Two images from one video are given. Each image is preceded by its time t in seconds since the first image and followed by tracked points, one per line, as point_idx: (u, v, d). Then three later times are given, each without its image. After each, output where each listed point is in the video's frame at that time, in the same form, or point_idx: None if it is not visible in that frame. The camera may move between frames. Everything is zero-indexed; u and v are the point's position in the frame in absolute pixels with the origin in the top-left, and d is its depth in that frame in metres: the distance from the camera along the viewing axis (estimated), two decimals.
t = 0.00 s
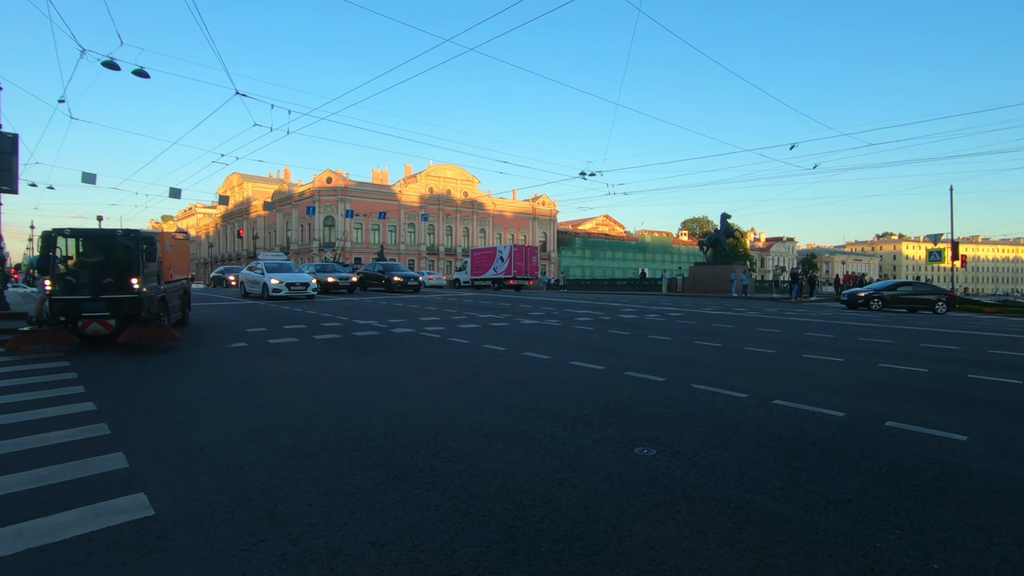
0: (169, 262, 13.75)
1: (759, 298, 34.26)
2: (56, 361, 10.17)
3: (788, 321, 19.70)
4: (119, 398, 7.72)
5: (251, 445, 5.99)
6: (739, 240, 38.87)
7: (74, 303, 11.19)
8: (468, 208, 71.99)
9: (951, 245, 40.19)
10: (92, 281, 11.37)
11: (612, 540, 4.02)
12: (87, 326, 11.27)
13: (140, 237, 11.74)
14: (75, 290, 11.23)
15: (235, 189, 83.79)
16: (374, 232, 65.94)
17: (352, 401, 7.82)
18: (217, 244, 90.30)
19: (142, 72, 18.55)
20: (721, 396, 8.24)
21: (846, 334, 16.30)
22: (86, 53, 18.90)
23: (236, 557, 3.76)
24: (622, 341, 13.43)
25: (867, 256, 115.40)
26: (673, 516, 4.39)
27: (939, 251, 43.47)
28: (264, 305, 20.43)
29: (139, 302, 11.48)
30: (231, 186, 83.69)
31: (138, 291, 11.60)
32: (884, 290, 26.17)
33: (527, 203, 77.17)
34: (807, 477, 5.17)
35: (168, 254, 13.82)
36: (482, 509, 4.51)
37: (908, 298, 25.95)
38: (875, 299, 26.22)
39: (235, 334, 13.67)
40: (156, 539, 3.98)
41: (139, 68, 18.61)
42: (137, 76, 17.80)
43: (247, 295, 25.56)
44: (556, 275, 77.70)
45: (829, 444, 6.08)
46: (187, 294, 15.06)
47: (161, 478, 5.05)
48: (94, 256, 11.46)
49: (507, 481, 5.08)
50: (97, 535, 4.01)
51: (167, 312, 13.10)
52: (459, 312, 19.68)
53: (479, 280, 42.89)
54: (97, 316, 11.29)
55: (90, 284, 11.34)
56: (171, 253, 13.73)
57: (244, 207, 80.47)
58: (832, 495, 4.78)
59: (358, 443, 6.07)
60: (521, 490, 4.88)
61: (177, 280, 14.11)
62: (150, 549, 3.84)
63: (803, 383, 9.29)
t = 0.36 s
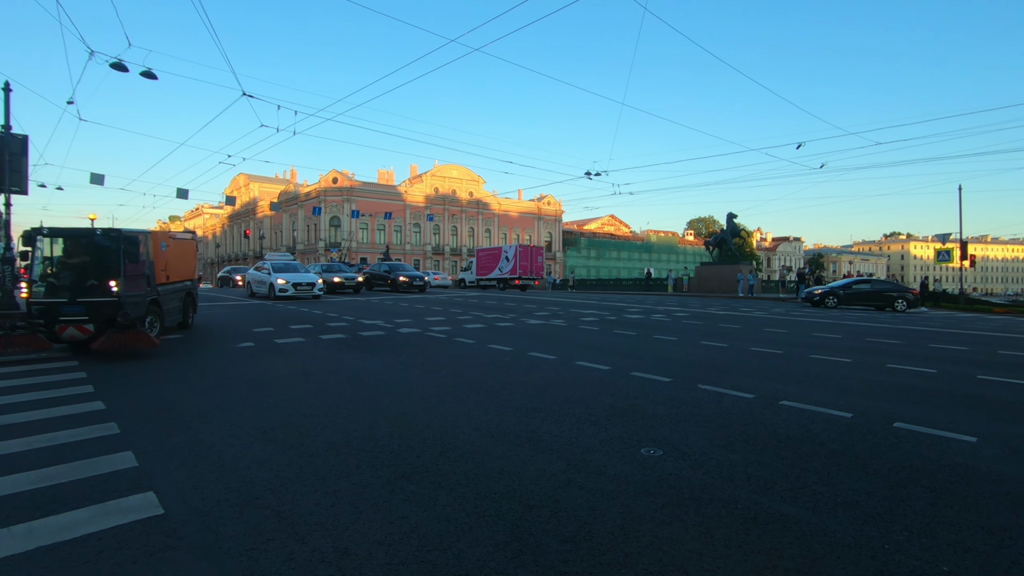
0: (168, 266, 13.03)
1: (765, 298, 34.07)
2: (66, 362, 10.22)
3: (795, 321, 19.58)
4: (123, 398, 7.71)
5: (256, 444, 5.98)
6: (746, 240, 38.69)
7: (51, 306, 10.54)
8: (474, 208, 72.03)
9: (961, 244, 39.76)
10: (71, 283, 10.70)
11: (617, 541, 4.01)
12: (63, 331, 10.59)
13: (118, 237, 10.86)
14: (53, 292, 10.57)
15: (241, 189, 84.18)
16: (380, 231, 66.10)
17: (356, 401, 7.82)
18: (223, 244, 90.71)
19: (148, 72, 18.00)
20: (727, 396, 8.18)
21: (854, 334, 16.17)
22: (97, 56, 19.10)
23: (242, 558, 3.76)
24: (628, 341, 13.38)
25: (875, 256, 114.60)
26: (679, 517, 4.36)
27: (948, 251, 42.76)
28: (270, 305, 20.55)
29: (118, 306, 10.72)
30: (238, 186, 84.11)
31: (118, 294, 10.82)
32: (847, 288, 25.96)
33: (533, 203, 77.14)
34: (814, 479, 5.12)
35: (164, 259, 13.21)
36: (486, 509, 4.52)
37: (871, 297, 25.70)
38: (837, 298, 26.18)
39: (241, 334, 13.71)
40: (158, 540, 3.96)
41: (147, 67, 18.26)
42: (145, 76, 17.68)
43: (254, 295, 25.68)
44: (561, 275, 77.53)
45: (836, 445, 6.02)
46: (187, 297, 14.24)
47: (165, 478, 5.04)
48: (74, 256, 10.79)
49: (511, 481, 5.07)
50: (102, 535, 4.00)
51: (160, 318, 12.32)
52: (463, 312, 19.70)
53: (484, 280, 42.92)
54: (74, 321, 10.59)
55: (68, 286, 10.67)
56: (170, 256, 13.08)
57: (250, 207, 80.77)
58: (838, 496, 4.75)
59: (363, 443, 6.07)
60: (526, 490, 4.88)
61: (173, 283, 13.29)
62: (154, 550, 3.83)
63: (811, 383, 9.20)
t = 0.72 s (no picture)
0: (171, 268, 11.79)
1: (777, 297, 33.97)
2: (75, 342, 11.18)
3: (795, 314, 19.81)
4: (122, 370, 8.45)
5: (230, 399, 6.58)
6: (758, 239, 38.79)
7: (25, 309, 9.06)
8: (486, 209, 72.78)
9: (982, 243, 39.10)
10: (49, 283, 9.17)
11: (523, 463, 4.42)
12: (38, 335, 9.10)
13: (95, 235, 9.30)
14: (30, 293, 9.11)
15: (259, 193, 86.21)
16: (393, 232, 67.16)
17: (334, 370, 8.37)
18: (242, 245, 92.86)
19: (165, 74, 19.13)
20: (689, 367, 8.61)
21: (848, 326, 16.37)
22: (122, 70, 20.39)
23: (183, 470, 4.28)
24: (618, 328, 13.85)
25: (893, 256, 112.94)
26: (588, 447, 4.76)
27: (969, 251, 42.10)
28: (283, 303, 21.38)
29: (87, 313, 9.02)
30: (255, 188, 86.09)
31: (90, 300, 9.11)
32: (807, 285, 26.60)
33: (545, 203, 77.67)
34: (733, 423, 5.50)
35: (154, 257, 11.06)
36: (415, 442, 4.93)
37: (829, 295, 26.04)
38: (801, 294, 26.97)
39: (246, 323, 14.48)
40: (115, 458, 4.53)
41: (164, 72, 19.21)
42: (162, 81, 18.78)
43: (271, 294, 26.67)
44: (573, 275, 77.76)
45: (770, 401, 6.40)
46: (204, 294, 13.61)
47: (139, 422, 5.64)
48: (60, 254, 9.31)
49: (450, 424, 5.49)
50: (71, 455, 4.61)
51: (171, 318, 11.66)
52: (469, 307, 20.09)
53: (497, 280, 43.67)
54: (47, 325, 9.04)
55: (45, 288, 9.16)
56: (155, 257, 11.09)
57: (267, 209, 82.66)
58: (746, 434, 5.12)
59: (327, 398, 6.59)
60: (459, 429, 5.31)
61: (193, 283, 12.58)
62: (110, 464, 4.40)
63: (778, 359, 9.57)
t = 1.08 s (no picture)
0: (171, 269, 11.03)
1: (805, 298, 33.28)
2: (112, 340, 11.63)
3: (822, 315, 19.41)
4: (154, 367, 8.69)
5: (258, 397, 6.71)
6: (784, 239, 38.06)
7: None
8: (508, 209, 72.83)
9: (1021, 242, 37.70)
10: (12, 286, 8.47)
11: (547, 462, 4.42)
12: None
13: (64, 235, 8.58)
14: None
15: (285, 194, 87.72)
16: (416, 232, 67.64)
17: (358, 369, 8.47)
18: (268, 246, 94.56)
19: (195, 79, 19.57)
20: (715, 368, 8.48)
21: (879, 326, 15.97)
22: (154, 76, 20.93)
23: (214, 466, 4.38)
24: (641, 329, 13.73)
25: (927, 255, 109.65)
26: (613, 448, 4.73)
27: (1007, 250, 40.65)
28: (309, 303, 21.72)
29: (47, 320, 8.39)
30: (281, 189, 87.60)
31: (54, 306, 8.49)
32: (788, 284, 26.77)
33: (567, 203, 77.44)
34: (760, 425, 5.41)
35: (145, 258, 10.35)
36: (439, 440, 4.97)
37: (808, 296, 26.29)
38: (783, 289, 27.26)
39: (273, 322, 14.77)
40: (149, 454, 4.64)
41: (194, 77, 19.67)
42: (192, 85, 19.22)
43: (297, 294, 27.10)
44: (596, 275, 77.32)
45: (798, 403, 6.28)
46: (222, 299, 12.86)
47: (170, 418, 5.78)
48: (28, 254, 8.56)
49: (474, 423, 5.51)
50: (107, 449, 4.76)
51: (172, 324, 10.92)
52: (491, 307, 20.13)
53: (519, 280, 43.67)
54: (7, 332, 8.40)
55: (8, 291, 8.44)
56: (147, 258, 10.39)
57: (293, 210, 84.04)
58: (774, 436, 5.04)
59: (353, 397, 6.68)
60: (483, 428, 5.33)
61: (201, 287, 11.84)
62: (143, 459, 4.52)
63: (806, 360, 9.38)
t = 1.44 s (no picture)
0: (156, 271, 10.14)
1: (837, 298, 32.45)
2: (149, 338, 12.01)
3: (854, 316, 18.92)
4: (186, 364, 8.92)
5: (288, 394, 6.84)
6: (814, 238, 37.20)
7: None
8: (532, 209, 72.77)
9: None
10: None
11: (573, 463, 4.40)
12: None
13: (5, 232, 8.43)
14: None
15: (313, 195, 89.26)
16: (440, 232, 68.05)
17: (384, 368, 8.55)
18: (296, 246, 96.27)
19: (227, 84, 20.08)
20: (743, 370, 8.32)
21: (915, 328, 15.47)
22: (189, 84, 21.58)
23: (245, 461, 4.48)
24: (667, 329, 13.57)
25: (966, 254, 105.90)
26: (639, 449, 4.69)
27: None
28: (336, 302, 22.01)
29: None
30: (309, 191, 89.20)
31: None
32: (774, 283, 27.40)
33: (591, 203, 77.06)
34: (789, 428, 5.30)
35: (118, 258, 9.56)
36: (464, 439, 4.99)
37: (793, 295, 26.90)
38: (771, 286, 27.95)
39: (301, 321, 15.02)
40: (182, 449, 4.76)
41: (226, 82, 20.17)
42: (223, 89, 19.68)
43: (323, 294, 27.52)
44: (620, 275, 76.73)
45: (829, 405, 6.14)
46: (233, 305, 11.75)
47: (203, 415, 5.92)
48: None
49: (498, 422, 5.52)
50: (143, 444, 4.89)
51: (155, 330, 9.99)
52: (515, 308, 20.10)
53: (543, 280, 43.57)
54: None
55: None
56: (119, 258, 9.56)
57: (320, 211, 85.41)
58: (805, 440, 4.92)
59: (379, 395, 6.75)
60: (508, 427, 5.34)
61: (198, 290, 10.81)
62: (178, 453, 4.65)
63: (838, 362, 9.14)
